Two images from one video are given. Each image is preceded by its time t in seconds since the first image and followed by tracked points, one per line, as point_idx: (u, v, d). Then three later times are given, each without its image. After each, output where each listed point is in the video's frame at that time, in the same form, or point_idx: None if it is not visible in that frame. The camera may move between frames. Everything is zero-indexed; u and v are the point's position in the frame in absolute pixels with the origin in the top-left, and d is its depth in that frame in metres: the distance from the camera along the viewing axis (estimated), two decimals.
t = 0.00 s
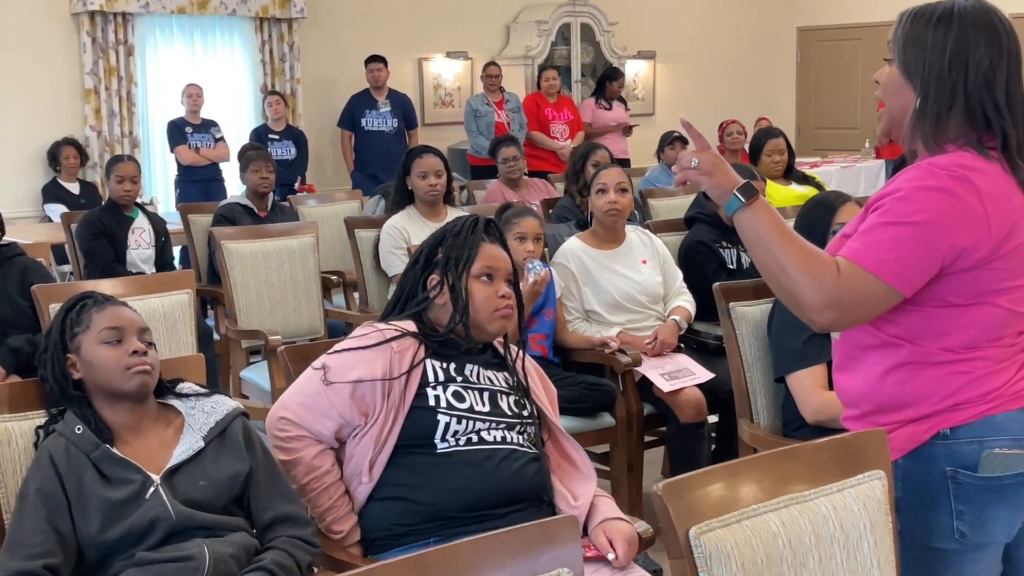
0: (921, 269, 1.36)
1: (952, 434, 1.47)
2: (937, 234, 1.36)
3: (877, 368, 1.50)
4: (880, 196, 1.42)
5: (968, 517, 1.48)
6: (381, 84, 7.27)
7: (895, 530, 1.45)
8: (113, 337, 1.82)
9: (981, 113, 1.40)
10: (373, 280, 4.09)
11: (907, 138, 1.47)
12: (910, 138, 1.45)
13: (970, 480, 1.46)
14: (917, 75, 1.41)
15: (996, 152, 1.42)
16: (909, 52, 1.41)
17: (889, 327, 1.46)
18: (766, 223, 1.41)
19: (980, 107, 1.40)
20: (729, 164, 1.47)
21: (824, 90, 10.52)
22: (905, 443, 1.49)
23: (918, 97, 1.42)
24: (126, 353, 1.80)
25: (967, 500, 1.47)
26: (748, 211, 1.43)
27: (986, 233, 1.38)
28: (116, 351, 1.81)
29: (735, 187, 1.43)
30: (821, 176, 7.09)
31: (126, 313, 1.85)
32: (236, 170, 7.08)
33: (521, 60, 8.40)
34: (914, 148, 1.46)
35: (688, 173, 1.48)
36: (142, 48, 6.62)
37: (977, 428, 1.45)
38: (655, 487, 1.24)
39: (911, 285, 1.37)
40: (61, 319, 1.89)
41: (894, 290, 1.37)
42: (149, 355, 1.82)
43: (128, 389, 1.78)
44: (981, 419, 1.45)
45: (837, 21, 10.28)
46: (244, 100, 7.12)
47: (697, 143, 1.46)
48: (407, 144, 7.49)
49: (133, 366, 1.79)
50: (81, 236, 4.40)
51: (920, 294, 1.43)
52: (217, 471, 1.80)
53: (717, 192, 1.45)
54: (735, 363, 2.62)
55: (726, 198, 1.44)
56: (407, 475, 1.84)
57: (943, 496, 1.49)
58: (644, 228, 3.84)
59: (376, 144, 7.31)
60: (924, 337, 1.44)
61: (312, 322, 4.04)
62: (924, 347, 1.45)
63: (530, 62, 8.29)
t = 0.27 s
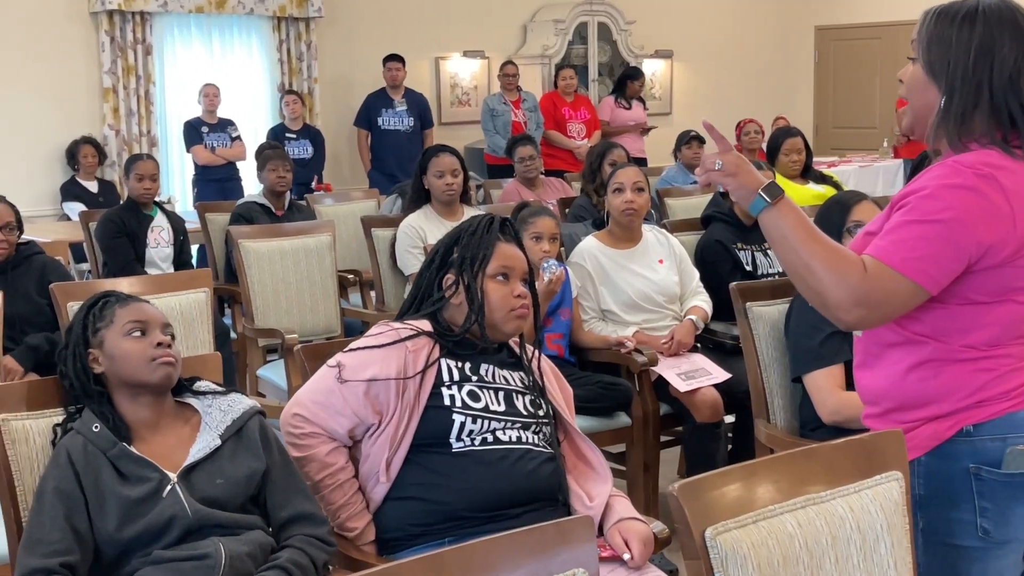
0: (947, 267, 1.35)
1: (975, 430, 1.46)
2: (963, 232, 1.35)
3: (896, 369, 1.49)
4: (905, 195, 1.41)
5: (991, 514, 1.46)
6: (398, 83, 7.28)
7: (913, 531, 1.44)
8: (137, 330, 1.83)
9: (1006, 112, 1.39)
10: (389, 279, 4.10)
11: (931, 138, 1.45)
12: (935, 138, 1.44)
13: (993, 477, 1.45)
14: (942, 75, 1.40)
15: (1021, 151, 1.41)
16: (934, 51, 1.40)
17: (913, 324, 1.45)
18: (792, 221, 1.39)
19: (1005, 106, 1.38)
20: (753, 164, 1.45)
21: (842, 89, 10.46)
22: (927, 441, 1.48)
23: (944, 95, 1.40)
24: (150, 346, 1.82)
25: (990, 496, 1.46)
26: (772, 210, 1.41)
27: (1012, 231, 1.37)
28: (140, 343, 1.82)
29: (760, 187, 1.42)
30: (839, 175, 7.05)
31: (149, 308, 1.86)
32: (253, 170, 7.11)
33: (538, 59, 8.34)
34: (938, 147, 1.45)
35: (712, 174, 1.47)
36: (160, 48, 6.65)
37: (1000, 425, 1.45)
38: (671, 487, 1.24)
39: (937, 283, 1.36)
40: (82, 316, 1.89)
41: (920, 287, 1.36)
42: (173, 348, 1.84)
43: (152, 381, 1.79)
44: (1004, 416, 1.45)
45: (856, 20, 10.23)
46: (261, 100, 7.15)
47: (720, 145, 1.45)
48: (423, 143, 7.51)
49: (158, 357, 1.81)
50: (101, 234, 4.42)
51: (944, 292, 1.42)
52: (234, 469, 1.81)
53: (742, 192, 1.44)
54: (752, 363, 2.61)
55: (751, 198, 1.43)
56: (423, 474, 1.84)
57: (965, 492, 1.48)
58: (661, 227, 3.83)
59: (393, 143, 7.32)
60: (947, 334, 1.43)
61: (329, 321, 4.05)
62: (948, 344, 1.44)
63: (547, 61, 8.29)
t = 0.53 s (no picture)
0: (971, 263, 1.35)
1: (996, 430, 1.45)
2: (987, 229, 1.35)
3: (916, 367, 1.49)
4: (927, 192, 1.41)
5: (1012, 515, 1.45)
6: (415, 82, 7.30)
7: (931, 532, 1.43)
8: (158, 327, 1.85)
9: None
10: (406, 278, 4.11)
11: (952, 138, 1.44)
12: (956, 137, 1.43)
13: (1014, 477, 1.44)
14: (962, 73, 1.38)
15: None
16: (955, 50, 1.39)
17: (934, 323, 1.44)
18: (814, 219, 1.39)
19: None
20: (775, 162, 1.45)
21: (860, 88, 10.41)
22: (947, 441, 1.48)
23: (965, 95, 1.39)
24: (171, 343, 1.83)
25: (1011, 497, 1.44)
26: (795, 208, 1.41)
27: None
28: (161, 339, 1.83)
29: (781, 184, 1.42)
30: (858, 175, 7.01)
31: (169, 305, 1.87)
32: (270, 168, 7.14)
33: (555, 59, 8.46)
34: (960, 147, 1.44)
35: (733, 172, 1.47)
36: (178, 47, 6.68)
37: (1021, 424, 1.44)
38: (688, 487, 1.24)
39: (961, 280, 1.35)
40: (103, 314, 1.91)
41: (944, 285, 1.35)
42: (194, 344, 1.85)
43: (173, 376, 1.81)
44: None
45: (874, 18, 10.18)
46: (278, 98, 7.17)
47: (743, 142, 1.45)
48: (440, 141, 7.52)
49: (179, 354, 1.82)
50: (119, 232, 4.46)
51: (966, 290, 1.41)
52: (252, 466, 1.82)
53: (764, 189, 1.43)
54: (769, 363, 2.60)
55: (773, 195, 1.42)
56: (440, 472, 1.84)
57: (985, 493, 1.47)
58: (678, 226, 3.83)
59: (409, 142, 7.34)
60: (968, 332, 1.42)
61: (346, 319, 4.06)
62: (968, 343, 1.43)
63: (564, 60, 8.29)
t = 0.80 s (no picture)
0: (989, 262, 1.35)
1: (1015, 432, 1.44)
2: (1005, 227, 1.35)
3: (934, 366, 1.48)
4: (944, 192, 1.41)
5: None
6: (432, 81, 7.31)
7: (950, 532, 1.42)
8: (179, 324, 1.86)
9: None
10: (423, 276, 4.11)
11: (971, 136, 1.43)
12: (974, 135, 1.42)
13: None
14: (980, 71, 1.38)
15: None
16: (973, 48, 1.38)
17: (952, 322, 1.44)
18: (831, 218, 1.39)
19: None
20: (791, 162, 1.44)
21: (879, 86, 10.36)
22: (965, 442, 1.47)
23: (983, 94, 1.38)
24: (192, 340, 1.84)
25: None
26: (812, 208, 1.40)
27: None
28: (181, 337, 1.84)
29: (798, 183, 1.41)
30: (876, 173, 6.98)
31: (190, 303, 1.88)
32: (286, 167, 7.16)
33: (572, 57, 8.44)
34: (979, 145, 1.43)
35: (750, 172, 1.46)
36: (196, 45, 6.71)
37: None
38: (705, 486, 1.24)
39: (979, 279, 1.35)
40: (124, 310, 1.92)
41: (962, 283, 1.35)
42: (213, 342, 1.86)
43: (193, 374, 1.82)
44: None
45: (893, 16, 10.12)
46: (295, 97, 7.20)
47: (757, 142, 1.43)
48: (456, 140, 7.53)
49: (199, 351, 1.83)
50: (138, 230, 4.48)
51: (984, 289, 1.40)
52: (271, 462, 1.83)
53: (781, 189, 1.43)
54: (787, 362, 2.59)
55: (790, 194, 1.41)
56: (457, 470, 1.85)
57: (1005, 494, 1.46)
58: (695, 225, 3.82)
59: (426, 140, 7.35)
60: (986, 332, 1.42)
61: (362, 317, 4.07)
62: (986, 342, 1.42)
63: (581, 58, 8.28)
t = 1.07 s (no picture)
0: (1001, 260, 1.34)
1: None
2: (1017, 225, 1.34)
3: (947, 366, 1.48)
4: (956, 190, 1.40)
5: None
6: (447, 79, 7.31)
7: (965, 531, 1.42)
8: (197, 321, 1.87)
9: None
10: (438, 273, 4.12)
11: (984, 133, 1.43)
12: (987, 132, 1.41)
13: None
14: (994, 69, 1.37)
15: None
16: (988, 45, 1.37)
17: (965, 322, 1.43)
18: (842, 218, 1.38)
19: None
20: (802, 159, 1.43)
21: (895, 84, 10.31)
22: (979, 442, 1.47)
23: (998, 91, 1.38)
24: (210, 337, 1.85)
25: None
26: (823, 207, 1.40)
27: None
28: (199, 333, 1.85)
29: (810, 183, 1.40)
30: (891, 171, 6.95)
31: (207, 300, 1.90)
32: (301, 164, 7.18)
33: (587, 55, 8.45)
34: (992, 142, 1.42)
35: (761, 172, 1.45)
36: (212, 43, 6.74)
37: None
38: (720, 483, 1.23)
39: (991, 277, 1.35)
40: (142, 306, 1.93)
41: (974, 282, 1.34)
42: (231, 339, 1.87)
43: (209, 370, 1.83)
44: None
45: (909, 14, 10.08)
46: (310, 95, 7.22)
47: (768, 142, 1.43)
48: (471, 137, 7.54)
49: (216, 348, 1.84)
50: (153, 229, 4.51)
51: (998, 287, 1.40)
52: (286, 459, 1.83)
53: (792, 189, 1.42)
54: (801, 360, 2.59)
55: (801, 194, 1.41)
56: (470, 468, 1.85)
57: (1020, 495, 1.46)
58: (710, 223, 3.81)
59: (440, 138, 7.37)
60: (1000, 332, 1.41)
61: (377, 315, 4.08)
62: (1000, 342, 1.42)
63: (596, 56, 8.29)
